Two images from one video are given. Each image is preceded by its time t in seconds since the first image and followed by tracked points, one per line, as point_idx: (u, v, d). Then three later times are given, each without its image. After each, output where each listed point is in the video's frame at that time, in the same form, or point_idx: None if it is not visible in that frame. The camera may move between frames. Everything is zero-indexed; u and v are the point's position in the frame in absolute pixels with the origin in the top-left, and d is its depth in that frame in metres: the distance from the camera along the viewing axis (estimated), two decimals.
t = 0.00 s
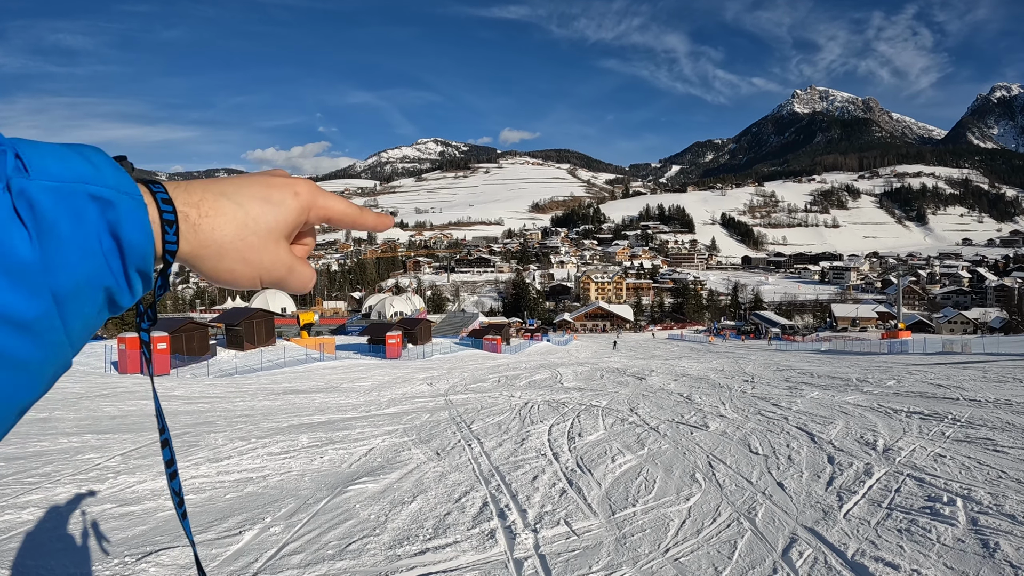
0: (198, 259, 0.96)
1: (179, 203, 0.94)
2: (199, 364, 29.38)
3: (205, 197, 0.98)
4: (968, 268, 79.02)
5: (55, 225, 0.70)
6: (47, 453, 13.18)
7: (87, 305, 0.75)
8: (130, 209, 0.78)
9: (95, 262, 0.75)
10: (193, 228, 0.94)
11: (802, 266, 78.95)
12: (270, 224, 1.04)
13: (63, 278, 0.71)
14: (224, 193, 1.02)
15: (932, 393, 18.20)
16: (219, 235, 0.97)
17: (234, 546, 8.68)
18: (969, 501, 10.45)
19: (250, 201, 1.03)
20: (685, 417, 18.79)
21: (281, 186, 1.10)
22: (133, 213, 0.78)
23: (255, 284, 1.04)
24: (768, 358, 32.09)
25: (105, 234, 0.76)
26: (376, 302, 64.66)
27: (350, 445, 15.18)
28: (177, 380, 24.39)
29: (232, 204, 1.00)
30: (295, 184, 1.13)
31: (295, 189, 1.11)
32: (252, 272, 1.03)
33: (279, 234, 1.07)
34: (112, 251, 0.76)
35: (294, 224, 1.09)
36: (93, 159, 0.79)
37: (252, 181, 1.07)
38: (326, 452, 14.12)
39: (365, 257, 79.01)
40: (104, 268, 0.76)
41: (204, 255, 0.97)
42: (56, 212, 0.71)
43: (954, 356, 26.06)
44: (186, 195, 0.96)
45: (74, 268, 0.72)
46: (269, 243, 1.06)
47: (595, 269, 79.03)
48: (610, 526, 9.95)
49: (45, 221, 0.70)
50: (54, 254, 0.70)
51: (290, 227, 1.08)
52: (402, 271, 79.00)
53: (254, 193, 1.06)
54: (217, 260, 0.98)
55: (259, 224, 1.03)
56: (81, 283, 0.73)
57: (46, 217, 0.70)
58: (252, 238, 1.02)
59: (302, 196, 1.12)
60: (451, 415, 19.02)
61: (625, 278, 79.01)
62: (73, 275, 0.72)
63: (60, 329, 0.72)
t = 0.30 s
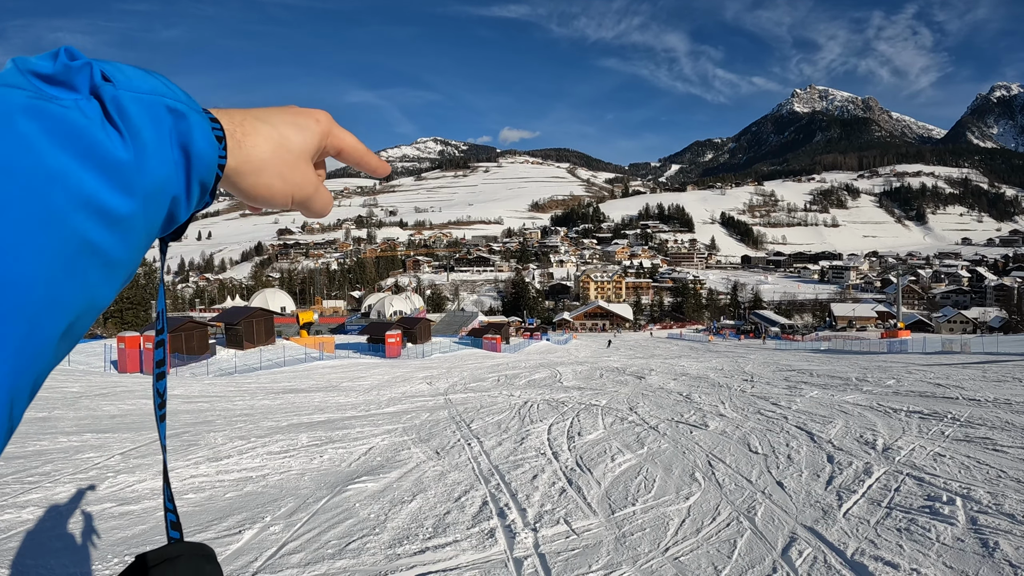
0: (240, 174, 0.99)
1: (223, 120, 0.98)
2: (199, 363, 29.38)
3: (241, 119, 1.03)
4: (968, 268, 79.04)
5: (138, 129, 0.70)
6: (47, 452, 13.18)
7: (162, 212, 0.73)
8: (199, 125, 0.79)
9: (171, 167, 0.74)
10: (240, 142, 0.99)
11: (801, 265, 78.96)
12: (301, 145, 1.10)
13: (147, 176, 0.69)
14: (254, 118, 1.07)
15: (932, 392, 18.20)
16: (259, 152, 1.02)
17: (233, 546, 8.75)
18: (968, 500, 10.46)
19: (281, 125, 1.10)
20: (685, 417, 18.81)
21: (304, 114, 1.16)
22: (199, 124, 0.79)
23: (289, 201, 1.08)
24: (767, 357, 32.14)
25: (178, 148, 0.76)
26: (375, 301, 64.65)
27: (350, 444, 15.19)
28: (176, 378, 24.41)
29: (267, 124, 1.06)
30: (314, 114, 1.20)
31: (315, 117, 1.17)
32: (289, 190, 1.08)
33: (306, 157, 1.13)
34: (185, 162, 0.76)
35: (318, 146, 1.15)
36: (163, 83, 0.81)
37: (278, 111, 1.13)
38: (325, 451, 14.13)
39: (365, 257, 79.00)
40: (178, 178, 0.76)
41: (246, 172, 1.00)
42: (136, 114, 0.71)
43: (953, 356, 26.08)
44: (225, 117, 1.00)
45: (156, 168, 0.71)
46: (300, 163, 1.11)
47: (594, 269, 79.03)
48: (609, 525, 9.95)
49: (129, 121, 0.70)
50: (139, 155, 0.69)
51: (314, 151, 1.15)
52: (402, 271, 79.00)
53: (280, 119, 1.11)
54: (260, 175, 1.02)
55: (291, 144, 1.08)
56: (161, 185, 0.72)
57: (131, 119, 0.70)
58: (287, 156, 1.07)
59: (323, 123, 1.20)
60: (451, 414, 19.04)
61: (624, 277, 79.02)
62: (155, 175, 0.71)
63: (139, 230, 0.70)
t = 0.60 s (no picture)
0: (179, 253, 0.98)
1: (167, 196, 0.97)
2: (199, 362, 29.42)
3: (204, 192, 1.03)
4: (968, 267, 79.00)
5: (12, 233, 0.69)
6: (47, 451, 13.22)
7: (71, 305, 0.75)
8: (98, 204, 0.77)
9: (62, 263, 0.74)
10: (179, 219, 0.96)
11: (801, 264, 78.95)
12: (263, 229, 1.07)
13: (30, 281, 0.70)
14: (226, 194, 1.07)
15: (932, 391, 18.21)
16: (209, 232, 1.00)
17: (232, 544, 8.82)
18: (967, 499, 10.46)
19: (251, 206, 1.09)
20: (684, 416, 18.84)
21: (284, 197, 1.14)
22: (100, 208, 0.77)
23: (239, 289, 1.05)
24: (767, 357, 32.15)
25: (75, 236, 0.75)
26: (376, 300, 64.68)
27: (349, 443, 15.21)
28: (176, 377, 24.46)
29: (231, 205, 1.04)
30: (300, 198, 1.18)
31: (294, 200, 1.14)
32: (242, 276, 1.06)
33: (273, 242, 1.10)
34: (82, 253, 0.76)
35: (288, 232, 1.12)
36: (58, 156, 0.77)
37: (259, 187, 1.12)
38: (325, 450, 14.16)
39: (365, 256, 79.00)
40: (78, 272, 0.76)
41: (190, 249, 0.99)
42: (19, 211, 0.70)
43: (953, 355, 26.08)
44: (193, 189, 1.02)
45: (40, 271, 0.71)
46: (261, 248, 1.08)
47: (594, 268, 79.03)
48: (607, 524, 9.98)
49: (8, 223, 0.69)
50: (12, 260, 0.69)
51: (282, 236, 1.11)
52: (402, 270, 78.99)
53: (254, 197, 1.10)
54: (208, 251, 1.01)
55: (251, 230, 1.06)
56: (50, 287, 0.72)
57: (9, 220, 0.69)
58: (244, 242, 1.05)
59: (305, 208, 1.17)
60: (450, 413, 19.07)
61: (625, 276, 79.02)
62: (38, 277, 0.71)
63: (33, 332, 0.72)
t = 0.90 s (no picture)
0: (220, 216, 0.98)
1: (194, 162, 0.94)
2: (200, 362, 29.44)
3: (218, 154, 1.00)
4: (969, 267, 79.00)
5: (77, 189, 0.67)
6: (48, 451, 13.21)
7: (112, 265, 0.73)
8: (148, 171, 0.76)
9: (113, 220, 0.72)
10: (211, 184, 0.95)
11: (801, 263, 78.95)
12: (285, 172, 1.06)
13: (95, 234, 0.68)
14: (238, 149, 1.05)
15: (931, 390, 18.24)
16: (238, 191, 0.99)
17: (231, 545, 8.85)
18: (968, 498, 10.47)
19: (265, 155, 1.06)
20: (685, 414, 18.86)
21: (288, 136, 1.11)
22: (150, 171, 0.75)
23: (278, 235, 1.07)
24: (768, 356, 32.19)
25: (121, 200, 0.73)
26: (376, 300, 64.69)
27: (350, 443, 15.17)
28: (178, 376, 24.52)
29: (249, 159, 1.02)
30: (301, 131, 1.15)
31: (302, 139, 1.13)
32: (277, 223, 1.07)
33: (294, 184, 1.10)
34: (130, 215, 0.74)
35: (309, 167, 1.11)
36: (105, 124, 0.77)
37: (264, 135, 1.08)
38: (325, 449, 14.20)
39: (365, 255, 79.03)
40: (126, 234, 0.74)
41: (226, 212, 0.99)
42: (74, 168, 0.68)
43: (953, 353, 26.10)
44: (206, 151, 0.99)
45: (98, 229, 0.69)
46: (286, 192, 1.08)
47: (594, 267, 79.02)
48: (608, 523, 9.97)
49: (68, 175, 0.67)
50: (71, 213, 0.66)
51: (306, 173, 1.11)
52: (402, 269, 79.02)
53: (263, 145, 1.07)
54: (245, 209, 1.01)
55: (273, 175, 1.05)
56: (102, 248, 0.70)
57: (68, 179, 0.67)
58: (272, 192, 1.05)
59: (312, 142, 1.15)
60: (450, 412, 19.08)
61: (624, 275, 79.01)
62: (95, 238, 0.69)
63: (85, 281, 0.69)
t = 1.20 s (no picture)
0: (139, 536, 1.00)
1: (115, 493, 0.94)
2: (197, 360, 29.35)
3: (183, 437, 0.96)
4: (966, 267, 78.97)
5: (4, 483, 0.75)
6: (43, 449, 13.18)
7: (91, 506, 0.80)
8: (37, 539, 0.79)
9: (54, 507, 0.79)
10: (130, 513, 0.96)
11: (798, 263, 79.01)
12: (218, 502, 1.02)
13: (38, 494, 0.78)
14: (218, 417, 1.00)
15: (928, 390, 18.28)
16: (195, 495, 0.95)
17: (228, 542, 8.79)
18: (964, 499, 10.46)
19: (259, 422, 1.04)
20: (681, 413, 18.89)
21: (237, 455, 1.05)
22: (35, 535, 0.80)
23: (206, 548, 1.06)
24: (764, 355, 32.24)
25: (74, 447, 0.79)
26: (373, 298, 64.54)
27: (346, 442, 15.10)
28: (174, 375, 24.45)
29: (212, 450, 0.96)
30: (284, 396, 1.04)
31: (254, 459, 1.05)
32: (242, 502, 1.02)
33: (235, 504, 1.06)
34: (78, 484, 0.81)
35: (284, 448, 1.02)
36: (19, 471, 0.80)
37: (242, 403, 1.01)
38: (321, 449, 14.16)
39: (362, 254, 79.03)
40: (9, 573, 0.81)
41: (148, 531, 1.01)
42: None
43: (950, 354, 26.20)
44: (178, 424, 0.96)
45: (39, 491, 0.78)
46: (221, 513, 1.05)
47: (591, 266, 79.00)
48: (604, 522, 9.97)
49: None
50: None
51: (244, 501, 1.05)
52: (399, 267, 79.01)
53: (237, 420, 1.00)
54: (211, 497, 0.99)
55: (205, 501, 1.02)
56: None
57: None
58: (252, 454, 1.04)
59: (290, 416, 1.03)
60: (447, 411, 19.03)
61: (621, 275, 78.99)
62: None
63: None
